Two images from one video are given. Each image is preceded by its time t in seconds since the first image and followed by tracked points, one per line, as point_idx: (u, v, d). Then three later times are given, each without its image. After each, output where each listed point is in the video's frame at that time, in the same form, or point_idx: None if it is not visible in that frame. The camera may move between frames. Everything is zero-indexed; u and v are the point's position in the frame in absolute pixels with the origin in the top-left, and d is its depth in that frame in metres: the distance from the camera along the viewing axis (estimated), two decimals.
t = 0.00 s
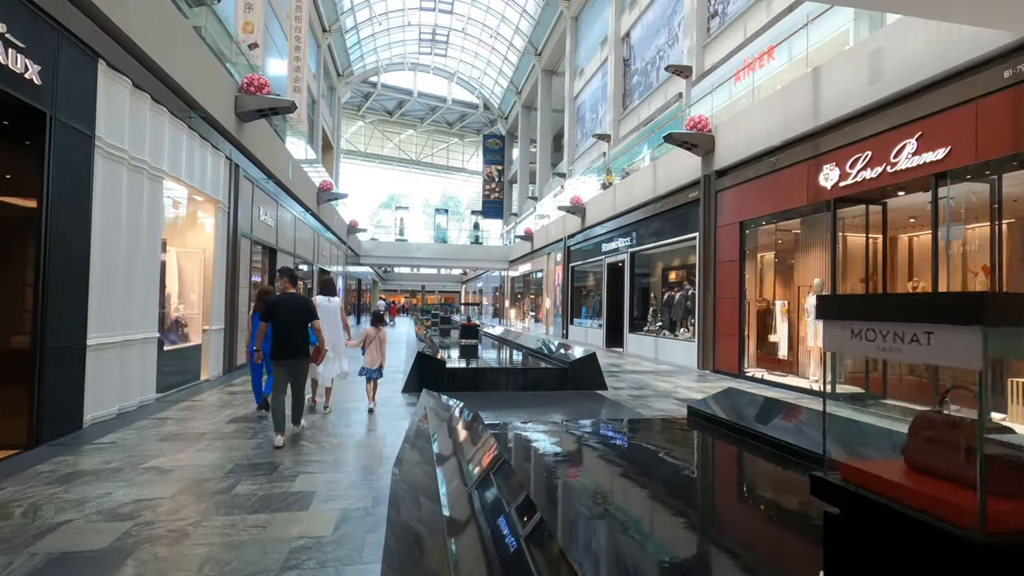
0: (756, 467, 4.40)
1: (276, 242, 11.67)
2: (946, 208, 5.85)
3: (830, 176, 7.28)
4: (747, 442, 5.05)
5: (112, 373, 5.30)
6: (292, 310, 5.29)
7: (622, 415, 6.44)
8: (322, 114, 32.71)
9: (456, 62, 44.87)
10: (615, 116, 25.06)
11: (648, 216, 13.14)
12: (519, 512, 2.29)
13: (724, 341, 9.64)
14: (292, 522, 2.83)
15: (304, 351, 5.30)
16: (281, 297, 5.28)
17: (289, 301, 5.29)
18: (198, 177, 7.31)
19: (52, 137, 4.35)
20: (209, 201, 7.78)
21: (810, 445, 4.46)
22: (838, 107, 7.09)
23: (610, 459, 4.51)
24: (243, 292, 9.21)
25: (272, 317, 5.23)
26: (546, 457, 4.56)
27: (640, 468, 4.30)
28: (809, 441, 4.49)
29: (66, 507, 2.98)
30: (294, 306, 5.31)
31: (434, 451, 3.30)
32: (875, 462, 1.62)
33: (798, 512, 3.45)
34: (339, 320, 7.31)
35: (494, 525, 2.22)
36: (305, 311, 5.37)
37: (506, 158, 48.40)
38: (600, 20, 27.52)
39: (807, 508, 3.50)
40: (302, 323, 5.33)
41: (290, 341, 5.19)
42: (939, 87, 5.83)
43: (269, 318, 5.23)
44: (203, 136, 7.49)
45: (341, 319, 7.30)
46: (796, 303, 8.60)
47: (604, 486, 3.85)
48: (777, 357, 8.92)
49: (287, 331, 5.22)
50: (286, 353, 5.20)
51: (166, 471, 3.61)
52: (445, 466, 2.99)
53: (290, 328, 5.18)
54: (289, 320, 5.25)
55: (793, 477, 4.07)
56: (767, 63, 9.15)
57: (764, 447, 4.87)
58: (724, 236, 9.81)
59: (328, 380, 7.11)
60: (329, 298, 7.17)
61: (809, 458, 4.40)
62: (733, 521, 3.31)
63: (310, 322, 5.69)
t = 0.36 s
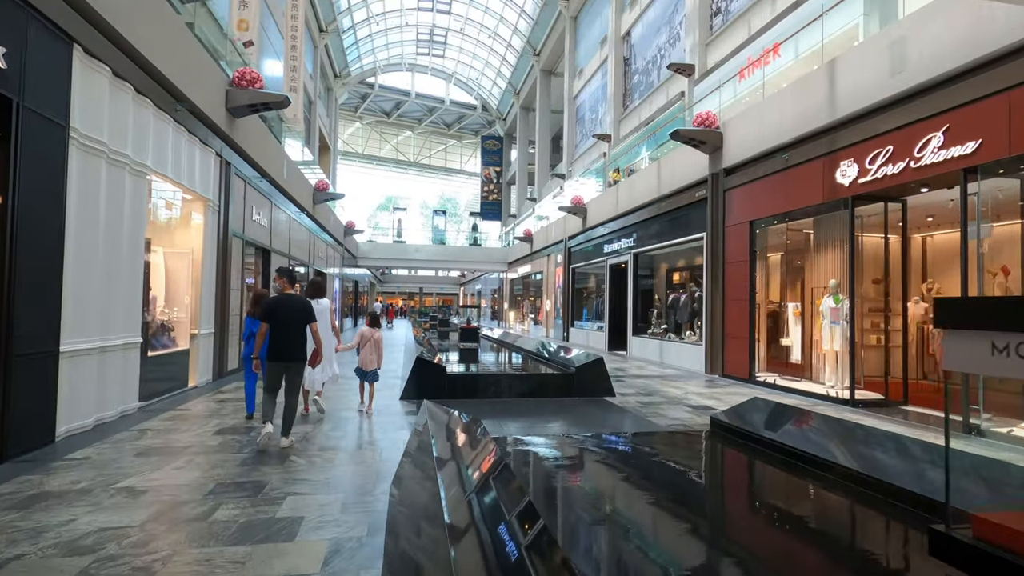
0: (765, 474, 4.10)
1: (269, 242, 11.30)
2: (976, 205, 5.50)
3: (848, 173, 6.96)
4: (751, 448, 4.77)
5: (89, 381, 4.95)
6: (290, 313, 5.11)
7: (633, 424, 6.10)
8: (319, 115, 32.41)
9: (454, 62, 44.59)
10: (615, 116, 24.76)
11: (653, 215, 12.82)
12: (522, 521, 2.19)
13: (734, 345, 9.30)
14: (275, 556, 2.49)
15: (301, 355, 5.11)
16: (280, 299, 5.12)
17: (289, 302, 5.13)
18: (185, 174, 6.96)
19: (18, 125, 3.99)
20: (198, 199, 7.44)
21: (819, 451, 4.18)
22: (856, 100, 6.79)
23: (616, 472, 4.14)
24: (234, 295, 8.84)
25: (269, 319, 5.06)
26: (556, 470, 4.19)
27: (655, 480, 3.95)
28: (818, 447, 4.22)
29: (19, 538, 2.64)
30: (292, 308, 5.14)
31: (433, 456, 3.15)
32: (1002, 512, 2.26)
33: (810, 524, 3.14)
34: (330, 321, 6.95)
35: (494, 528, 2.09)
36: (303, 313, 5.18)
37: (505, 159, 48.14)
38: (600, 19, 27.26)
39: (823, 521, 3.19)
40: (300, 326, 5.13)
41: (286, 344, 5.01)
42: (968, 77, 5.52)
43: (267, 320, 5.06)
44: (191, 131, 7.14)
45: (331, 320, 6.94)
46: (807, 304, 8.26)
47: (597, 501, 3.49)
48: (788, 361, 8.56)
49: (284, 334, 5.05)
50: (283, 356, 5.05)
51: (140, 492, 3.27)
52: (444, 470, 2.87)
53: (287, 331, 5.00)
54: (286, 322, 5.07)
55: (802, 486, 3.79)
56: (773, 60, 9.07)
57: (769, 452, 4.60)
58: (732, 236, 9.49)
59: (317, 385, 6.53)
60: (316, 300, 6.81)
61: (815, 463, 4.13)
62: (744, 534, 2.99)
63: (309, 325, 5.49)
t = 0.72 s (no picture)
0: (776, 481, 3.73)
1: (262, 243, 10.94)
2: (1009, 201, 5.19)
3: (867, 169, 6.65)
4: (763, 456, 4.35)
5: (64, 390, 4.62)
6: (281, 318, 4.72)
7: (643, 432, 5.75)
8: (316, 116, 32.06)
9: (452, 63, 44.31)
10: (615, 116, 24.48)
11: (657, 215, 12.49)
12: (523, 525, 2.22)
13: (744, 348, 8.97)
14: None
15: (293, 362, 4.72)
16: (271, 304, 4.74)
17: (280, 307, 4.75)
18: (170, 169, 6.60)
19: None
20: (184, 196, 7.09)
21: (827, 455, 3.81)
22: (876, 92, 6.47)
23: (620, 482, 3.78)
24: (224, 297, 8.48)
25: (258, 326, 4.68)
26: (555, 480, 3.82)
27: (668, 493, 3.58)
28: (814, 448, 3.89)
29: None
30: (284, 313, 4.75)
31: (431, 472, 2.87)
32: None
33: (826, 537, 2.81)
34: (324, 327, 6.60)
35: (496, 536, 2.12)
36: (295, 319, 4.80)
37: (503, 160, 47.85)
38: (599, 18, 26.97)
39: (840, 534, 2.85)
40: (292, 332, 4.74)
41: (277, 351, 4.62)
42: (999, 65, 5.22)
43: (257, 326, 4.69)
44: (178, 125, 6.80)
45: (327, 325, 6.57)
46: (821, 306, 7.92)
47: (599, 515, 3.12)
48: (800, 365, 8.25)
49: (275, 341, 4.65)
50: (273, 364, 4.64)
51: (106, 518, 2.93)
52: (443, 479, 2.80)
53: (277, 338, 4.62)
54: (277, 328, 4.67)
55: (813, 494, 3.42)
56: (778, 58, 8.79)
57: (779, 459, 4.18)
58: (741, 236, 9.17)
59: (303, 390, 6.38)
60: (309, 305, 6.49)
61: (825, 470, 3.71)
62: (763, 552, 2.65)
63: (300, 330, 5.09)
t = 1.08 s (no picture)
0: (790, 491, 3.63)
1: (256, 242, 10.59)
2: None
3: (892, 163, 6.32)
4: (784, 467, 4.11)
5: (37, 399, 4.29)
6: (267, 319, 4.60)
7: (658, 442, 5.40)
8: (314, 116, 31.68)
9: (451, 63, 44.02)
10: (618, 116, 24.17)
11: (663, 214, 12.16)
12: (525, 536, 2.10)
13: (757, 352, 8.62)
14: None
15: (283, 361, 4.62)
16: (256, 305, 4.61)
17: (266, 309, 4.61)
18: (157, 163, 6.25)
19: None
20: (173, 193, 6.75)
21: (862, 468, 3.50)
22: (902, 83, 6.14)
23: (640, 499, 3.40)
24: (215, 298, 8.13)
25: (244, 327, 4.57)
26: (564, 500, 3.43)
27: (692, 515, 3.20)
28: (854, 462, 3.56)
29: None
30: (269, 313, 4.62)
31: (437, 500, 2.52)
32: None
33: (847, 551, 2.72)
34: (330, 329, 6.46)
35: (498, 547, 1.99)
36: (283, 319, 4.68)
37: (503, 161, 47.51)
38: (601, 17, 26.69)
39: (859, 545, 2.77)
40: (280, 332, 4.62)
41: (265, 353, 4.50)
42: None
43: (242, 328, 4.57)
44: (166, 117, 6.46)
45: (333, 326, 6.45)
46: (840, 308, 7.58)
47: (622, 544, 2.78)
48: (817, 370, 7.92)
49: (262, 343, 4.53)
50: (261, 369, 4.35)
51: (68, 550, 2.59)
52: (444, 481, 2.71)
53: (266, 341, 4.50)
54: (264, 330, 4.55)
55: (830, 503, 3.31)
56: (787, 54, 8.57)
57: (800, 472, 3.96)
58: (754, 236, 8.83)
59: (308, 390, 6.43)
60: (315, 306, 6.35)
61: (833, 477, 3.65)
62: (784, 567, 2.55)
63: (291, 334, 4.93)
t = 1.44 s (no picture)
0: (804, 498, 3.34)
1: (253, 242, 10.24)
2: None
3: (921, 158, 6.01)
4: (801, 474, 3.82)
5: (6, 408, 3.93)
6: (267, 323, 4.34)
7: (677, 452, 5.04)
8: (314, 116, 31.40)
9: (452, 64, 43.76)
10: (621, 116, 23.87)
11: (671, 214, 11.81)
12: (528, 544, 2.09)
13: (772, 356, 8.30)
14: None
15: (282, 369, 4.35)
16: (257, 308, 4.36)
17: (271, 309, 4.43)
18: (144, 157, 5.92)
19: None
20: (163, 188, 6.43)
21: (878, 478, 3.17)
22: (933, 74, 5.82)
23: (661, 512, 3.04)
24: (207, 297, 7.80)
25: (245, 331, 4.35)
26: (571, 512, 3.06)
27: (716, 528, 2.83)
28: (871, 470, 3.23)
29: None
30: (270, 318, 4.36)
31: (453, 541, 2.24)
32: None
33: (870, 563, 2.41)
34: (332, 333, 6.25)
35: (500, 557, 1.96)
36: (284, 325, 4.40)
37: (504, 162, 47.28)
38: (603, 15, 26.41)
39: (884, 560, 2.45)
40: (279, 339, 4.34)
41: (263, 360, 4.26)
42: None
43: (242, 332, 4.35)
44: (157, 109, 6.14)
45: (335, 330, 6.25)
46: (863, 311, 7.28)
47: (628, 560, 2.41)
48: (836, 375, 7.59)
49: (261, 348, 4.29)
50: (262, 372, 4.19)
51: None
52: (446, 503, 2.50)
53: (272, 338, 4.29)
54: (262, 335, 4.29)
55: (845, 514, 3.01)
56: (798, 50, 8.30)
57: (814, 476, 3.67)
58: (768, 236, 8.52)
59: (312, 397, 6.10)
60: (316, 310, 6.10)
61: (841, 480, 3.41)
62: None
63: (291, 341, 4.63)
